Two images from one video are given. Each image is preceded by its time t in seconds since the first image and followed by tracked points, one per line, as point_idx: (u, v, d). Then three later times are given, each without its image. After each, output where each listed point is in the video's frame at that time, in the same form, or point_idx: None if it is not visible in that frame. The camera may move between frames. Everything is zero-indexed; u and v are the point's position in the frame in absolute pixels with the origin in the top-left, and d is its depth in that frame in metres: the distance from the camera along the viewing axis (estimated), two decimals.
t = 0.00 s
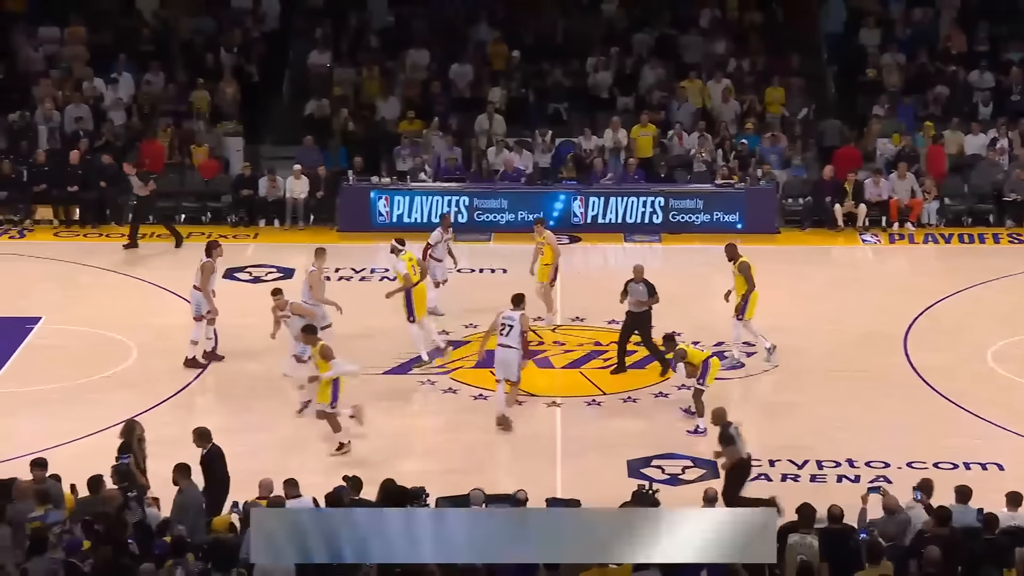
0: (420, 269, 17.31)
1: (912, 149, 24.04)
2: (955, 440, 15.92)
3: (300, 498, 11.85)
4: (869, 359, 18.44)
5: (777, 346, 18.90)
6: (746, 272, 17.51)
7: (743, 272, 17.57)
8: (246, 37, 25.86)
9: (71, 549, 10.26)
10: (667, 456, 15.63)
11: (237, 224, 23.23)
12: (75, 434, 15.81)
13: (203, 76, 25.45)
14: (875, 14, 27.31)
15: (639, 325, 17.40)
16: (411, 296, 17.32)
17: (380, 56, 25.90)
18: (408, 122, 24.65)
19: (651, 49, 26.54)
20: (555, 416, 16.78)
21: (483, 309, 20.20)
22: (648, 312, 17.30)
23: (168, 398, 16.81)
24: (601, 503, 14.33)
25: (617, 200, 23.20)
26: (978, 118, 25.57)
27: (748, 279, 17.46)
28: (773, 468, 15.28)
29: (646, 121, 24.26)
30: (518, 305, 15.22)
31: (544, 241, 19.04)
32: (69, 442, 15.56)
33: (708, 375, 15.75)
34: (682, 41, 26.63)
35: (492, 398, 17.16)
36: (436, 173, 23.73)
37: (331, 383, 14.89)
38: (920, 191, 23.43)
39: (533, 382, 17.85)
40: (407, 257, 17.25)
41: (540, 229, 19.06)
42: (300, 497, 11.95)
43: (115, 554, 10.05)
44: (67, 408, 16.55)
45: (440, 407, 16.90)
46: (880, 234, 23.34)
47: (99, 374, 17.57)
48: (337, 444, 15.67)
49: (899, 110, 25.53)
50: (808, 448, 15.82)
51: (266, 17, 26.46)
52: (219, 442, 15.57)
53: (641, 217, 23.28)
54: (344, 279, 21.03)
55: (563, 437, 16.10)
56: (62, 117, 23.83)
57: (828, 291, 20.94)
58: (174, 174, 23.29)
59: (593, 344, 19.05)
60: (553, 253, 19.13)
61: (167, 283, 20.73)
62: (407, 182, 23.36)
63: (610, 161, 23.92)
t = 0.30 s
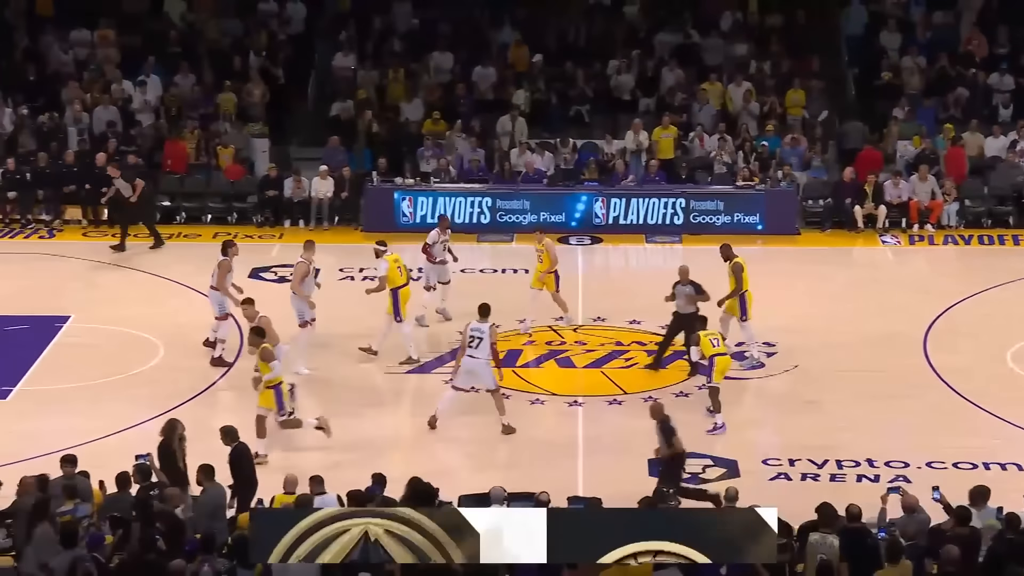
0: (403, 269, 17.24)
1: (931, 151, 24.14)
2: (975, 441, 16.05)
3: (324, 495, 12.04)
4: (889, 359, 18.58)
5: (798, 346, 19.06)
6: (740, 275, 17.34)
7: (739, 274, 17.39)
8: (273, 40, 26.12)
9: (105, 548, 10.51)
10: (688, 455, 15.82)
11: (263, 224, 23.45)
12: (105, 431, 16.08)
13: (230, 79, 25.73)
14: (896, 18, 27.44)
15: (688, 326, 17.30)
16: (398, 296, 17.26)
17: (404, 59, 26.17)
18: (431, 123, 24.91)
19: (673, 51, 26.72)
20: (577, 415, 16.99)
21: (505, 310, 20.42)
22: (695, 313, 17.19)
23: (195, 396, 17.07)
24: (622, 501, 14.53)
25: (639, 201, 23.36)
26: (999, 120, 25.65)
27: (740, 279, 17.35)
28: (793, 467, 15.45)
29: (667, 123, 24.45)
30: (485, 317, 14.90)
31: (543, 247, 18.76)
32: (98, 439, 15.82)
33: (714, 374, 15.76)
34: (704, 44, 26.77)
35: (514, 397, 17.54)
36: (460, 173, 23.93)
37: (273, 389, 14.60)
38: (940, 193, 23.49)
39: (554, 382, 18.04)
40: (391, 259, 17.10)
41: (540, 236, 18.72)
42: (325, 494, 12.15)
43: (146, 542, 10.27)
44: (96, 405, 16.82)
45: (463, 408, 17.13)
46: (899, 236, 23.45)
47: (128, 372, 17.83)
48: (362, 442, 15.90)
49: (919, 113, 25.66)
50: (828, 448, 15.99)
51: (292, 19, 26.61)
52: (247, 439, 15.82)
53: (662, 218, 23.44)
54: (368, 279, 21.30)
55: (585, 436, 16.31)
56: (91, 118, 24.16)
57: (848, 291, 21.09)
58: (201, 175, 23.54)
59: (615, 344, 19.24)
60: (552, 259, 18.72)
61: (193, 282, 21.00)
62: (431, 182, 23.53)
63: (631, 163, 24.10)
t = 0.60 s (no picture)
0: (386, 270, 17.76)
1: (957, 154, 24.26)
2: (999, 441, 16.21)
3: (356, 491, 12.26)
4: (914, 360, 18.74)
5: (824, 347, 19.24)
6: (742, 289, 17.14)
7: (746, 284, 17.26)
8: (305, 43, 26.45)
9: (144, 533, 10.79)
10: (714, 454, 16.04)
11: (294, 225, 23.74)
12: (141, 428, 16.39)
13: (262, 81, 26.07)
14: (922, 21, 27.56)
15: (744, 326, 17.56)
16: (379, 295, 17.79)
17: (435, 62, 26.48)
18: (460, 124, 25.20)
19: (700, 55, 26.95)
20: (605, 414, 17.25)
21: (533, 311, 20.67)
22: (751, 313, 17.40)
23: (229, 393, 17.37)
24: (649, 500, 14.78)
25: (665, 203, 23.55)
26: None
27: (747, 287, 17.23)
28: (818, 467, 15.64)
29: (694, 125, 24.65)
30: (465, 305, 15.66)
31: (551, 248, 18.65)
32: (133, 436, 16.14)
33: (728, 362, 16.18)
34: (730, 47, 26.98)
35: (543, 396, 17.80)
36: (489, 176, 24.16)
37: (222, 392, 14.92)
38: (966, 195, 23.63)
39: (582, 381, 18.28)
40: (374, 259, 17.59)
41: (546, 238, 18.67)
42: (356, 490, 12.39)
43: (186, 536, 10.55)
44: (132, 403, 17.14)
45: (493, 407, 17.38)
46: (925, 237, 23.58)
47: (163, 371, 18.14)
48: (393, 440, 16.16)
49: (944, 115, 25.83)
50: (853, 447, 16.18)
51: (323, 23, 26.94)
52: (280, 435, 16.10)
53: (689, 220, 23.65)
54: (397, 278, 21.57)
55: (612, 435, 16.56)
56: (127, 120, 24.55)
57: (874, 292, 21.25)
58: (233, 175, 23.82)
59: (642, 344, 19.46)
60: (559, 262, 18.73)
61: (225, 281, 21.31)
62: (460, 185, 23.78)
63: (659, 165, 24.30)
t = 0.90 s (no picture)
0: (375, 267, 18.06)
1: (989, 158, 24.37)
2: None
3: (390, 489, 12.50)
4: (944, 362, 18.90)
5: (854, 348, 19.45)
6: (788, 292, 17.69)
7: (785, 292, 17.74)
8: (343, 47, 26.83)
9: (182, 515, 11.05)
10: (745, 454, 16.30)
11: (332, 226, 24.10)
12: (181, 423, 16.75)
13: (301, 84, 26.46)
14: (953, 25, 27.71)
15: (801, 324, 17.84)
16: (366, 288, 18.11)
17: (470, 66, 26.79)
18: (495, 127, 25.51)
19: (733, 59, 27.17)
20: (637, 415, 17.55)
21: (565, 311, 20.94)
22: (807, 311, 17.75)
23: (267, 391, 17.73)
24: (679, 499, 15.07)
25: (697, 205, 23.76)
26: None
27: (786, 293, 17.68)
28: (848, 467, 15.85)
29: (725, 128, 24.92)
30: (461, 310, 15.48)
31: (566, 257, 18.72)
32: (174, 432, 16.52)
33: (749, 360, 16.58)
34: (763, 50, 27.19)
35: (575, 396, 18.07)
36: (523, 178, 24.45)
37: (185, 395, 14.56)
38: (996, 198, 23.76)
39: (614, 381, 18.56)
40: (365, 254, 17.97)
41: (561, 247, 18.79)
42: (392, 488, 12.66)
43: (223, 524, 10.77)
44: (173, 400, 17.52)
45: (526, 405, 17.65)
46: (955, 240, 23.73)
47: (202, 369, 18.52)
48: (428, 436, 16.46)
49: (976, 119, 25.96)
50: (883, 447, 16.40)
51: (360, 28, 27.34)
52: (318, 430, 16.42)
53: (721, 222, 23.87)
54: (432, 279, 21.90)
55: (643, 435, 16.85)
56: (168, 123, 24.99)
57: (905, 294, 21.41)
58: (271, 177, 24.20)
59: (673, 345, 19.70)
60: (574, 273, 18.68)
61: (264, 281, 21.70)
62: (494, 187, 24.07)
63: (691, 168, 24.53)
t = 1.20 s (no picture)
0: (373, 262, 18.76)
1: (1018, 161, 24.46)
2: None
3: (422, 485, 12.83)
4: (972, 362, 19.07)
5: (882, 349, 19.65)
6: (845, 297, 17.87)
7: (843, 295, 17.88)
8: (376, 51, 27.18)
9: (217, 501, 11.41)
10: (773, 454, 16.54)
11: (365, 227, 24.44)
12: (219, 418, 17.13)
13: (335, 87, 26.89)
14: (982, 30, 27.85)
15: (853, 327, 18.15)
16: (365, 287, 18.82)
17: (503, 68, 27.10)
18: (527, 128, 25.79)
19: (762, 62, 27.39)
20: (666, 413, 17.81)
21: (596, 312, 21.21)
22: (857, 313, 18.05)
23: (304, 391, 18.10)
24: (707, 498, 15.35)
25: (726, 207, 23.96)
26: None
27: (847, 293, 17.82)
28: (876, 467, 16.05)
29: (754, 131, 25.22)
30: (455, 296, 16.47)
31: (579, 264, 18.57)
32: (210, 426, 16.90)
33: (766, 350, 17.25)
34: (792, 54, 27.41)
35: (605, 396, 18.37)
36: (554, 180, 24.73)
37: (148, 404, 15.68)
38: None
39: (644, 381, 18.82)
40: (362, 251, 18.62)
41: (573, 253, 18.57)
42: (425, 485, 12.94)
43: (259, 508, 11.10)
44: (211, 397, 17.89)
45: (558, 408, 17.97)
46: (983, 242, 23.86)
47: (239, 367, 18.89)
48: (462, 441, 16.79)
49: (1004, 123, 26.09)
50: (910, 447, 16.60)
51: (394, 31, 27.74)
52: (353, 430, 16.76)
53: (750, 224, 23.97)
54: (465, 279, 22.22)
55: (672, 434, 17.12)
56: (205, 125, 25.41)
57: (933, 296, 21.58)
58: (306, 179, 24.53)
59: (702, 346, 19.96)
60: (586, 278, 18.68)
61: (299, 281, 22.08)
62: (525, 189, 24.34)
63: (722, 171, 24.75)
